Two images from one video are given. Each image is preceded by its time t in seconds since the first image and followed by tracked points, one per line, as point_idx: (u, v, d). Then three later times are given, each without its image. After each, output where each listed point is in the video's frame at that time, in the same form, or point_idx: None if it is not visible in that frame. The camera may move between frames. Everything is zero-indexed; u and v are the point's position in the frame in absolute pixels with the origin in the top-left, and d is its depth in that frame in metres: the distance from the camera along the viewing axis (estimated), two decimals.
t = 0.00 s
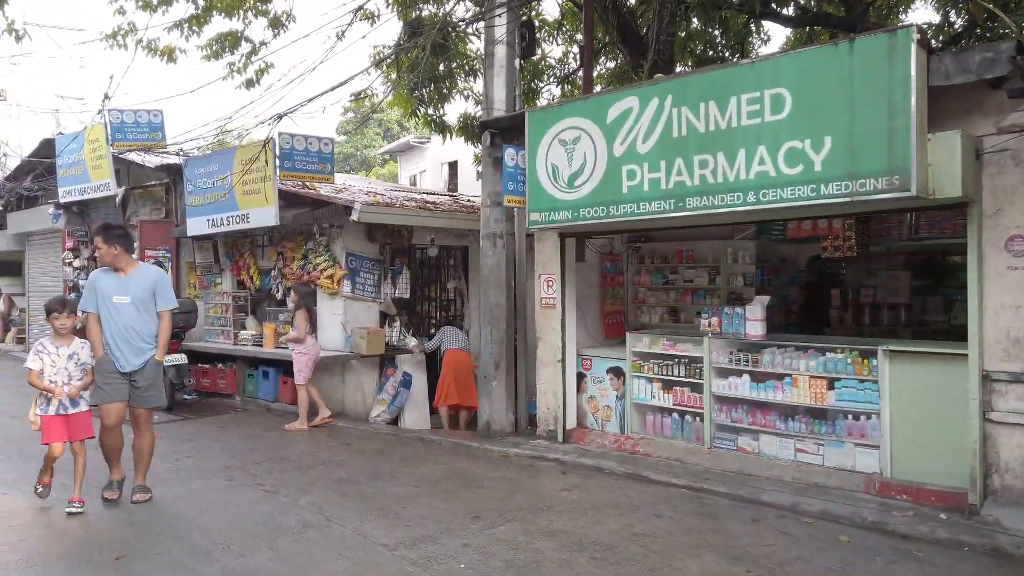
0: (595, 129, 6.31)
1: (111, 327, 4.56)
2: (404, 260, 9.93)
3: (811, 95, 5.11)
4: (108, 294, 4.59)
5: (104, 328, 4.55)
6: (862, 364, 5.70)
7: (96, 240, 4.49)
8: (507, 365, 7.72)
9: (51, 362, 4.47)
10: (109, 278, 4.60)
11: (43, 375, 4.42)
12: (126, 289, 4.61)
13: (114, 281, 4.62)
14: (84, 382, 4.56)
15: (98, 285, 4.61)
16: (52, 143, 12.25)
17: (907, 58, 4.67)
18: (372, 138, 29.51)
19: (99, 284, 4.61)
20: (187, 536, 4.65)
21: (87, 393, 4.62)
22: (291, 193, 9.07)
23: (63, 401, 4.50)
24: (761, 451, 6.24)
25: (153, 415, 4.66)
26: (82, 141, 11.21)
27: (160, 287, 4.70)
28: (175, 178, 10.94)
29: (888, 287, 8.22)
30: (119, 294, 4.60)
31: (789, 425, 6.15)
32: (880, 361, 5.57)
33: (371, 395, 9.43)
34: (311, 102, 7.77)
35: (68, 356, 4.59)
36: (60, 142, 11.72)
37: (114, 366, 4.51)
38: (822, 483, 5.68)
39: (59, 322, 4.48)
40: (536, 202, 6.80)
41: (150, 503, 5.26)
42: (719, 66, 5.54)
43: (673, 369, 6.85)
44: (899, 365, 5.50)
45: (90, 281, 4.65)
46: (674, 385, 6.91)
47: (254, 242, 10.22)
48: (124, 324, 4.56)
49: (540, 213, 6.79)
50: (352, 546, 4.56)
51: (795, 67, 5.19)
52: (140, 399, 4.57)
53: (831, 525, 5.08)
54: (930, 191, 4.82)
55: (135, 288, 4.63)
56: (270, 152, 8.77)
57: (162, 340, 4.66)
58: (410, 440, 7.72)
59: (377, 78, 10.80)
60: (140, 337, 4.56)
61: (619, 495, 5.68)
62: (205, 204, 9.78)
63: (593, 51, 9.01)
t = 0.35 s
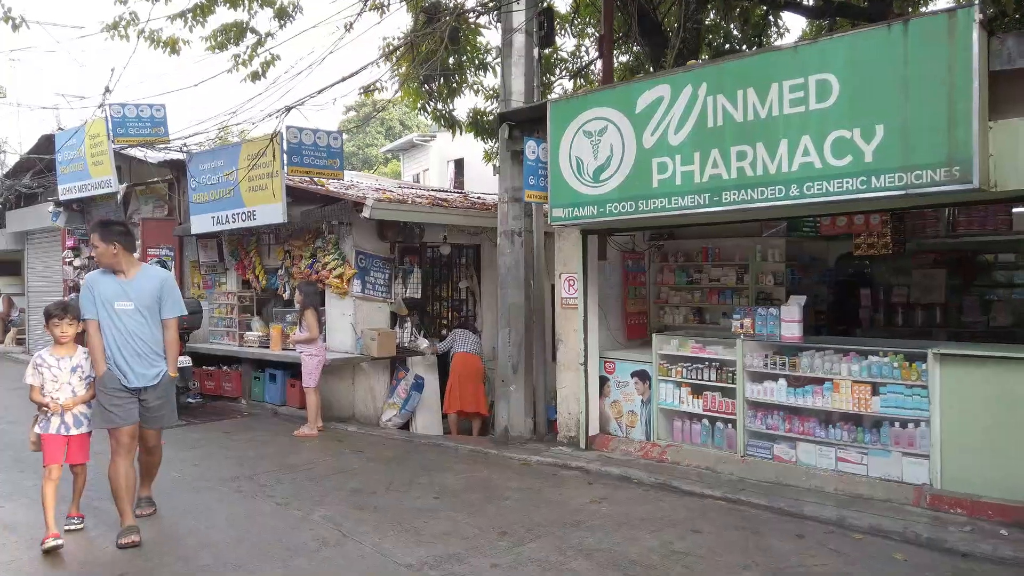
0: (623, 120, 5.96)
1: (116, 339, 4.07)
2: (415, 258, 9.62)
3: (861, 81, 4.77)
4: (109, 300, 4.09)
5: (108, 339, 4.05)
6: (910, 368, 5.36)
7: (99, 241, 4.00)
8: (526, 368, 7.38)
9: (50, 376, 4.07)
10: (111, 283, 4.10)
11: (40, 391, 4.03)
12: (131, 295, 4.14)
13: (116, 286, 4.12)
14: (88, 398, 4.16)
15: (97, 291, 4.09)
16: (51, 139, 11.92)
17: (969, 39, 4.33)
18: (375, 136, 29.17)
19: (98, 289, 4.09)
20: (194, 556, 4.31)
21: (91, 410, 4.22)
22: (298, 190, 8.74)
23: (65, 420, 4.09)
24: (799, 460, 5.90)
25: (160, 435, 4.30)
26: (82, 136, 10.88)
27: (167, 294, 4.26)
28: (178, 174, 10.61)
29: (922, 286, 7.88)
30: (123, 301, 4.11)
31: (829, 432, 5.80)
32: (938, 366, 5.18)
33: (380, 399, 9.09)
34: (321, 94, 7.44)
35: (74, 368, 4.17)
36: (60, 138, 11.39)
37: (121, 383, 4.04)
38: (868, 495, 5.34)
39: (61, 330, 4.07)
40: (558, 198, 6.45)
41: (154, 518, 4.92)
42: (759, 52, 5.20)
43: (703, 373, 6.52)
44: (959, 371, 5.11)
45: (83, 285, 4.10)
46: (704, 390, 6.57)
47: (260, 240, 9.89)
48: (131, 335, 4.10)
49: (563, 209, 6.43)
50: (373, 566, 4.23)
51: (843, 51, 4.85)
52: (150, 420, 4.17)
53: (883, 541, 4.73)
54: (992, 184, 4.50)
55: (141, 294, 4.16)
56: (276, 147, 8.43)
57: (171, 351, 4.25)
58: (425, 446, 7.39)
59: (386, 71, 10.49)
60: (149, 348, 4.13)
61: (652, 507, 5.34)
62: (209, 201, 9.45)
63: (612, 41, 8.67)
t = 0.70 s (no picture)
0: (658, 112, 5.67)
1: (123, 341, 3.69)
2: (431, 257, 9.30)
3: (920, 68, 4.47)
4: (117, 299, 3.72)
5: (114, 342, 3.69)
6: (966, 373, 5.06)
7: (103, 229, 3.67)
8: (550, 372, 7.09)
9: (52, 386, 3.68)
10: (118, 279, 3.73)
11: (40, 404, 3.63)
12: (139, 293, 3.74)
13: (123, 283, 3.75)
14: (93, 410, 3.76)
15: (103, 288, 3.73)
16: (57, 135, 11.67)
17: None
18: (382, 134, 28.88)
19: (105, 286, 3.73)
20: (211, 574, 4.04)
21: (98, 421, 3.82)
22: (312, 187, 8.46)
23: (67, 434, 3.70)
24: (843, 469, 5.60)
25: (187, 446, 3.77)
26: (89, 133, 10.62)
27: (181, 291, 3.83)
28: (187, 171, 10.34)
29: (961, 287, 7.62)
30: (130, 298, 3.72)
31: (877, 441, 5.50)
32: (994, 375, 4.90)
33: (396, 403, 8.83)
34: (337, 86, 7.17)
35: (77, 375, 3.77)
36: (67, 135, 11.14)
37: (127, 390, 3.63)
38: (921, 508, 5.03)
39: (60, 332, 3.66)
40: (586, 194, 6.16)
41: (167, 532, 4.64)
42: (807, 38, 4.90)
43: (739, 377, 6.22)
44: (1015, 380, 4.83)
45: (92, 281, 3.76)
46: (740, 395, 6.28)
47: (272, 239, 9.62)
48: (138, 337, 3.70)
49: (591, 206, 6.14)
50: None
51: (899, 36, 4.55)
52: (163, 429, 3.70)
53: (944, 559, 4.43)
54: None
55: (151, 291, 3.76)
56: (290, 142, 8.16)
57: (187, 354, 3.81)
58: (445, 453, 7.11)
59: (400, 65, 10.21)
60: (159, 351, 3.70)
61: (692, 521, 5.05)
62: (220, 198, 9.18)
63: (636, 32, 8.37)
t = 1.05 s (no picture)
0: (700, 103, 5.38)
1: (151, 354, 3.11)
2: (449, 257, 9.06)
3: (992, 54, 4.17)
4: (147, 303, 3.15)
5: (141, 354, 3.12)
6: None
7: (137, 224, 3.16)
8: (580, 377, 6.81)
9: (68, 405, 3.38)
10: (150, 281, 3.14)
11: (55, 423, 3.35)
12: (173, 298, 3.15)
13: (156, 286, 3.16)
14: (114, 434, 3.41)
15: (133, 290, 3.15)
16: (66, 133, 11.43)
17: None
18: (390, 134, 28.64)
19: (134, 289, 3.15)
20: None
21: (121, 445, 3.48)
22: (329, 184, 8.19)
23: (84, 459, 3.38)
24: (896, 481, 5.31)
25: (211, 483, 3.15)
26: (99, 130, 10.38)
27: (221, 298, 3.23)
28: (200, 169, 10.09)
29: (1007, 288, 7.30)
30: (163, 304, 3.14)
31: (933, 452, 5.21)
32: None
33: (415, 408, 8.54)
34: (358, 79, 6.91)
35: (99, 394, 3.45)
36: (77, 132, 10.91)
37: (152, 412, 3.07)
38: (984, 524, 4.73)
39: (80, 342, 3.38)
40: (622, 190, 5.87)
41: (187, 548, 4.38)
42: (864, 23, 4.62)
43: (782, 383, 5.93)
44: None
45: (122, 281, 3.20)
46: (782, 402, 6.00)
47: (287, 239, 9.38)
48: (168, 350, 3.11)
49: (627, 203, 5.85)
50: None
51: (967, 20, 4.25)
52: (188, 459, 3.09)
53: None
54: None
55: (186, 297, 3.16)
56: (308, 138, 7.89)
57: (223, 372, 3.22)
58: (471, 461, 6.84)
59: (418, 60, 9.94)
60: (191, 368, 3.12)
61: (741, 537, 4.76)
62: (234, 197, 8.93)
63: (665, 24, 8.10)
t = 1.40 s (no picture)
0: (746, 95, 5.12)
1: (192, 362, 2.65)
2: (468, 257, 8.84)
3: None
4: (184, 300, 2.67)
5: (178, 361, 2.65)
6: None
7: (195, 205, 2.65)
8: (611, 381, 6.54)
9: (87, 420, 3.13)
10: (189, 278, 2.67)
11: (72, 441, 3.11)
12: (217, 298, 2.70)
13: (195, 283, 2.69)
14: (129, 455, 3.13)
15: (168, 287, 2.66)
16: (76, 130, 11.21)
17: None
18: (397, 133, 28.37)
19: (169, 286, 2.66)
20: None
21: (146, 466, 3.20)
22: (349, 182, 7.96)
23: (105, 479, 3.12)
24: (953, 492, 5.04)
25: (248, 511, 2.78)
26: (111, 126, 10.15)
27: (266, 299, 2.83)
28: (213, 167, 9.86)
29: None
30: (204, 304, 2.68)
31: (993, 462, 4.93)
32: None
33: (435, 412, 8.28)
34: (381, 72, 6.90)
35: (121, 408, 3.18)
36: (87, 129, 10.68)
37: (195, 428, 2.61)
38: None
39: (100, 349, 3.11)
40: (662, 187, 5.59)
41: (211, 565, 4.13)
42: (928, 9, 4.35)
43: (828, 389, 5.66)
44: None
45: (149, 276, 2.69)
46: (828, 408, 5.74)
47: (304, 237, 9.15)
48: (213, 358, 2.66)
49: (665, 199, 5.58)
50: None
51: None
52: (233, 484, 2.69)
53: None
54: None
55: (230, 297, 2.72)
56: (326, 134, 7.63)
57: (269, 384, 2.81)
58: (498, 468, 6.58)
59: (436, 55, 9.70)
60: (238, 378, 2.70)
61: (794, 552, 4.50)
62: (250, 194, 8.68)
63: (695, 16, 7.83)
